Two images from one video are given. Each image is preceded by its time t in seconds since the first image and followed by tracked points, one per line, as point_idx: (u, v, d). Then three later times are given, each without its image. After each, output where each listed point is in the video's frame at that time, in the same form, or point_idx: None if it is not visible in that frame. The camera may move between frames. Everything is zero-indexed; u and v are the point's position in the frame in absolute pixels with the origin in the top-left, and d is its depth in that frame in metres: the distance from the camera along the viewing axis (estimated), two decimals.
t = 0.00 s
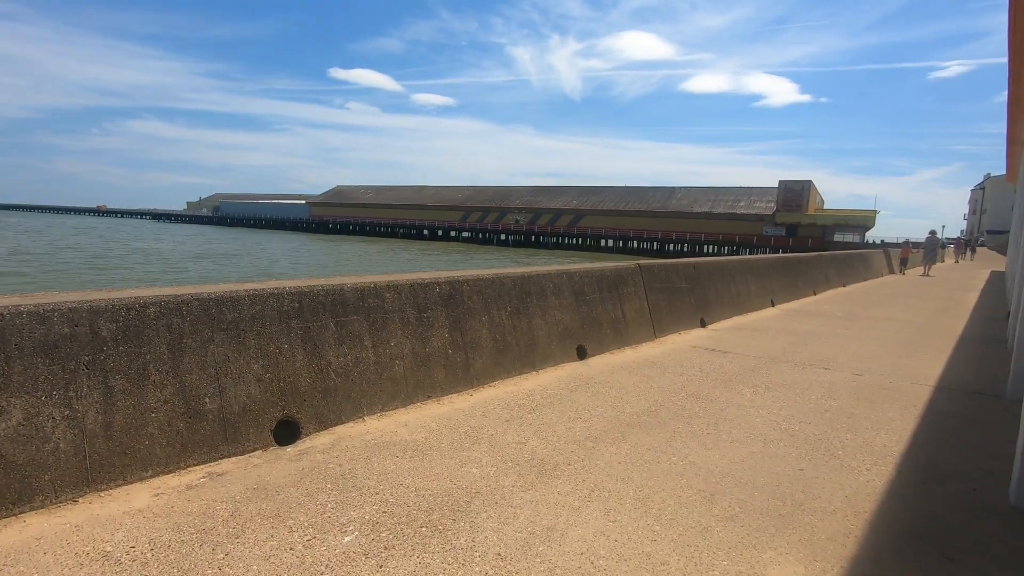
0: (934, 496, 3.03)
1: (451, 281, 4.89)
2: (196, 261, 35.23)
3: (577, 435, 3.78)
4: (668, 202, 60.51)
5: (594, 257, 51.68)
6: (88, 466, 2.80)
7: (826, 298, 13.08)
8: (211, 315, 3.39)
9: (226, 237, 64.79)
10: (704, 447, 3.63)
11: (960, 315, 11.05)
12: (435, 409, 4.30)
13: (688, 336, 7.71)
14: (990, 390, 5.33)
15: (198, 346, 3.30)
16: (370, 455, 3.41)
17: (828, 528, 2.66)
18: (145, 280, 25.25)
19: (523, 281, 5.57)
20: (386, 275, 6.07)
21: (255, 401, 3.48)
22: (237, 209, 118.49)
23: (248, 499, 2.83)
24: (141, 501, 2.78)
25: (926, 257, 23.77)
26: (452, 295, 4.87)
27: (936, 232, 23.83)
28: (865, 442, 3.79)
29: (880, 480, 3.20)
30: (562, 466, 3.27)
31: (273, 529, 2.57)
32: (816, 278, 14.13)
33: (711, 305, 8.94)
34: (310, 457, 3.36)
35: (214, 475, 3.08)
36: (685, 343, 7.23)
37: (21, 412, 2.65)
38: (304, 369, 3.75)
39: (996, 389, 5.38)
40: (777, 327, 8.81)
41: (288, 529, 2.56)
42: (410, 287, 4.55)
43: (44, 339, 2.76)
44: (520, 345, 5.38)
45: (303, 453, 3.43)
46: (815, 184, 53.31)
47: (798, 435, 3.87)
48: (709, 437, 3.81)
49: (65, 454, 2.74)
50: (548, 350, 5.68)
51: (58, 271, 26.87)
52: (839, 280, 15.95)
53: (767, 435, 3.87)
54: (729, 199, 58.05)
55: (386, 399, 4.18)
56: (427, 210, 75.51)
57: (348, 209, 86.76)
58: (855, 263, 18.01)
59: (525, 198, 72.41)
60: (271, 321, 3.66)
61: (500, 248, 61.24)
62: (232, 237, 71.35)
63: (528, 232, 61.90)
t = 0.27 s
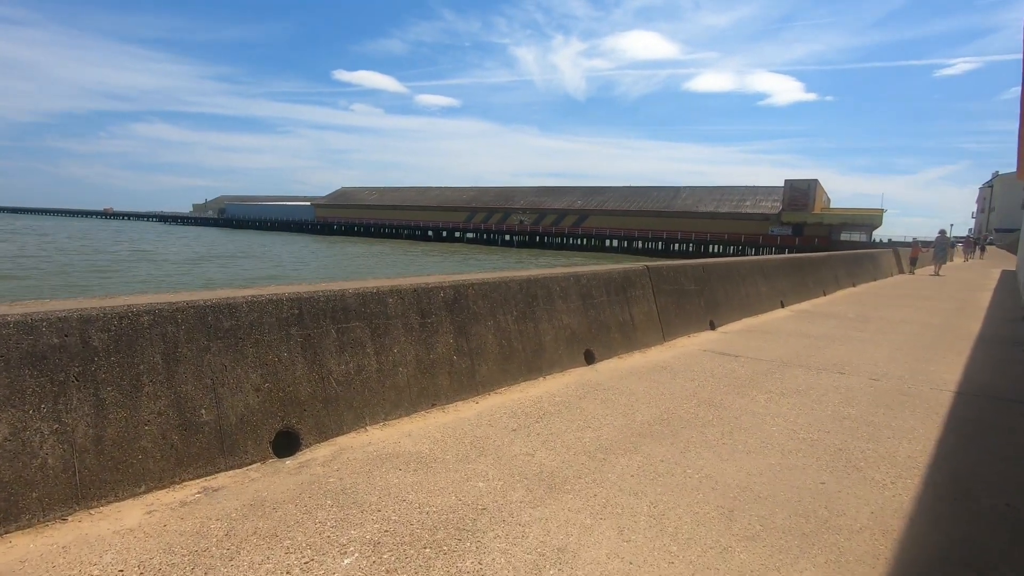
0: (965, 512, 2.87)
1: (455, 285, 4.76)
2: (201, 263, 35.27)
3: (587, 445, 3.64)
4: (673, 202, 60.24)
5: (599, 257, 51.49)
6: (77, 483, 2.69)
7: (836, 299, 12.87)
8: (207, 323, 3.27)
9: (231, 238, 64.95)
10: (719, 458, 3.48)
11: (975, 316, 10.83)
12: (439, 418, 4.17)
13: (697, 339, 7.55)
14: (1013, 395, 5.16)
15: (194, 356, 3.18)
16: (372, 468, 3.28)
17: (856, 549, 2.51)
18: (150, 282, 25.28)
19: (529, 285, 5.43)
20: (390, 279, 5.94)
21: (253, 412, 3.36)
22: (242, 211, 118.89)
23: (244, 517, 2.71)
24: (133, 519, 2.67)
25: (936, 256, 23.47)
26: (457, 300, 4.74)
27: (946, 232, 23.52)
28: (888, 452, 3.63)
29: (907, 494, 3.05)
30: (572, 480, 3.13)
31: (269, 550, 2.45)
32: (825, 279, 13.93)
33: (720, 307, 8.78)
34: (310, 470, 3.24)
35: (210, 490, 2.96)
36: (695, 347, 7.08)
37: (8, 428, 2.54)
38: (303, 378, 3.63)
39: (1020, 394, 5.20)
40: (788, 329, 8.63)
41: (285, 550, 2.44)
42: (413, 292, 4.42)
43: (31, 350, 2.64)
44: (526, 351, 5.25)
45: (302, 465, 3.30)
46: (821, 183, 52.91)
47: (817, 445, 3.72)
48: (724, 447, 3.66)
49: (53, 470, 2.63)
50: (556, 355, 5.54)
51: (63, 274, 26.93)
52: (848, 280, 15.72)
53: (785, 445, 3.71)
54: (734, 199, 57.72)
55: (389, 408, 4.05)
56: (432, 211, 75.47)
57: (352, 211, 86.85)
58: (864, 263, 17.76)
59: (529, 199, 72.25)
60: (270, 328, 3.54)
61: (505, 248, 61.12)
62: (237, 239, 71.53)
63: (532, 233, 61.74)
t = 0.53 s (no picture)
0: (990, 527, 2.73)
1: (455, 290, 4.63)
2: (202, 265, 35.18)
3: (592, 457, 3.51)
4: (674, 203, 60.09)
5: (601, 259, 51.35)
6: (59, 501, 2.56)
7: (842, 300, 12.72)
8: (197, 332, 3.14)
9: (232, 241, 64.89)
10: (730, 470, 3.35)
11: (983, 317, 10.67)
12: (439, 427, 4.04)
13: (703, 343, 7.41)
14: None
15: (184, 366, 3.06)
16: (369, 482, 3.15)
17: (879, 570, 2.37)
18: (150, 286, 25.18)
19: (531, 289, 5.30)
20: (389, 283, 5.81)
21: (246, 424, 3.23)
22: (244, 214, 118.89)
23: (234, 537, 2.58)
24: (117, 539, 2.54)
25: (940, 257, 23.30)
26: (458, 305, 4.61)
27: (950, 231, 23.36)
28: (906, 463, 3.49)
29: (930, 509, 2.91)
30: (578, 494, 2.99)
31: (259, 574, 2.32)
32: (830, 280, 13.78)
33: (725, 310, 8.64)
34: (304, 485, 3.11)
35: (199, 507, 2.84)
36: (701, 350, 6.94)
37: None
38: (298, 388, 3.50)
39: None
40: (795, 331, 8.49)
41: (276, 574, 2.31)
42: (413, 297, 4.29)
43: (11, 362, 2.52)
44: (529, 357, 5.11)
45: (296, 480, 3.17)
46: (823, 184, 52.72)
47: (832, 455, 3.58)
48: (735, 458, 3.52)
49: (33, 488, 2.50)
50: (559, 361, 5.41)
51: (63, 278, 26.83)
52: (853, 281, 15.57)
53: (798, 455, 3.57)
54: (736, 199, 57.55)
55: (387, 418, 3.92)
56: (432, 213, 75.42)
57: (353, 213, 86.83)
58: (868, 264, 17.60)
59: (530, 200, 72.17)
60: (263, 337, 3.41)
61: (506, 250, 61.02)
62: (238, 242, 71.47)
63: (533, 235, 61.63)
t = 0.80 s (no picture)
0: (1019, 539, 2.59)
1: (454, 292, 4.50)
2: (201, 269, 35.06)
3: (597, 465, 3.37)
4: (674, 203, 59.96)
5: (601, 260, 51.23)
6: (35, 518, 2.43)
7: (846, 300, 12.57)
8: (184, 338, 3.01)
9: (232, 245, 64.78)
10: (742, 479, 3.21)
11: (990, 317, 10.52)
12: (438, 435, 3.90)
13: (707, 344, 7.28)
14: None
15: (169, 374, 2.92)
16: (364, 494, 3.01)
17: None
18: (148, 290, 25.04)
19: (532, 290, 5.17)
20: (386, 285, 5.68)
21: (235, 434, 3.10)
22: (244, 217, 118.74)
23: (220, 555, 2.44)
24: (96, 558, 2.41)
25: (943, 255, 23.14)
26: (457, 308, 4.48)
27: (952, 230, 23.22)
28: (924, 470, 3.35)
29: (953, 520, 2.77)
30: (583, 506, 2.85)
31: None
32: (833, 280, 13.64)
33: (729, 310, 8.50)
34: (296, 498, 2.97)
35: (185, 522, 2.70)
36: (706, 352, 6.80)
37: None
38: (290, 395, 3.36)
39: None
40: (800, 332, 8.35)
41: None
42: (410, 300, 4.16)
43: None
44: (530, 360, 4.98)
45: (288, 492, 3.04)
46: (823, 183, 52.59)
47: (846, 462, 3.44)
48: (746, 465, 3.38)
49: (7, 505, 2.36)
50: (561, 364, 5.28)
51: (61, 282, 26.71)
52: (857, 280, 15.42)
53: (811, 463, 3.43)
54: (736, 199, 57.41)
55: (384, 425, 3.78)
56: (432, 215, 75.33)
57: (353, 215, 86.74)
58: (871, 263, 17.46)
59: (530, 202, 72.09)
60: (253, 342, 3.27)
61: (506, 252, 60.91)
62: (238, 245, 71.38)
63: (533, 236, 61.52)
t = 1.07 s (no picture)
0: None
1: (453, 294, 4.35)
2: (201, 272, 34.94)
3: (603, 474, 3.22)
4: (675, 203, 59.81)
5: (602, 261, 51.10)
6: (6, 536, 2.28)
7: (851, 300, 12.42)
8: (168, 343, 2.86)
9: (232, 248, 64.67)
10: (755, 488, 3.06)
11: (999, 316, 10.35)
12: (436, 442, 3.75)
13: (712, 346, 7.13)
14: None
15: (152, 381, 2.78)
16: (357, 507, 2.86)
17: None
18: (147, 293, 24.92)
19: (534, 292, 5.02)
20: (383, 288, 5.53)
21: (223, 444, 2.95)
22: (244, 220, 118.65)
23: None
24: None
25: (947, 255, 22.98)
26: (456, 310, 4.34)
27: (955, 229, 23.06)
28: (945, 478, 3.20)
29: (980, 532, 2.62)
30: (588, 520, 2.71)
31: None
32: (838, 280, 13.48)
33: (734, 311, 8.35)
34: (285, 511, 2.82)
35: (167, 539, 2.55)
36: (711, 354, 6.65)
37: None
38: (281, 403, 3.22)
39: None
40: (807, 333, 8.20)
41: None
42: (407, 303, 4.02)
43: None
44: (532, 364, 4.83)
45: (278, 505, 2.89)
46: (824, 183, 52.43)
47: (863, 470, 3.29)
48: (758, 474, 3.23)
49: None
50: (564, 367, 5.13)
51: (60, 286, 26.59)
52: (861, 280, 15.26)
53: (827, 471, 3.27)
54: (737, 200, 57.27)
55: (380, 433, 3.63)
56: (433, 217, 75.24)
57: (353, 218, 86.64)
58: (875, 262, 17.29)
59: (530, 203, 71.97)
60: (242, 347, 3.13)
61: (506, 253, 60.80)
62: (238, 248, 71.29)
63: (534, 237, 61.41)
